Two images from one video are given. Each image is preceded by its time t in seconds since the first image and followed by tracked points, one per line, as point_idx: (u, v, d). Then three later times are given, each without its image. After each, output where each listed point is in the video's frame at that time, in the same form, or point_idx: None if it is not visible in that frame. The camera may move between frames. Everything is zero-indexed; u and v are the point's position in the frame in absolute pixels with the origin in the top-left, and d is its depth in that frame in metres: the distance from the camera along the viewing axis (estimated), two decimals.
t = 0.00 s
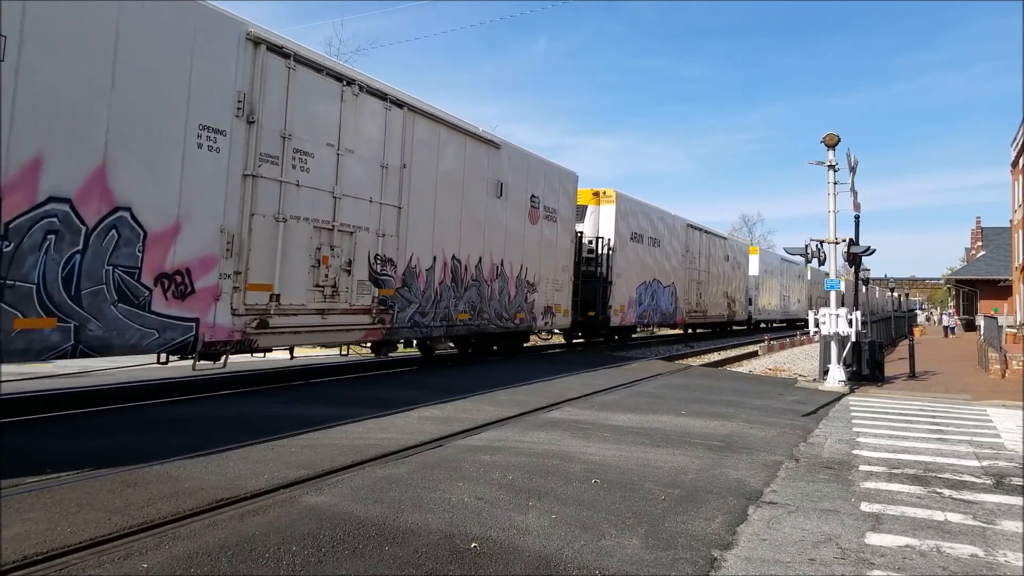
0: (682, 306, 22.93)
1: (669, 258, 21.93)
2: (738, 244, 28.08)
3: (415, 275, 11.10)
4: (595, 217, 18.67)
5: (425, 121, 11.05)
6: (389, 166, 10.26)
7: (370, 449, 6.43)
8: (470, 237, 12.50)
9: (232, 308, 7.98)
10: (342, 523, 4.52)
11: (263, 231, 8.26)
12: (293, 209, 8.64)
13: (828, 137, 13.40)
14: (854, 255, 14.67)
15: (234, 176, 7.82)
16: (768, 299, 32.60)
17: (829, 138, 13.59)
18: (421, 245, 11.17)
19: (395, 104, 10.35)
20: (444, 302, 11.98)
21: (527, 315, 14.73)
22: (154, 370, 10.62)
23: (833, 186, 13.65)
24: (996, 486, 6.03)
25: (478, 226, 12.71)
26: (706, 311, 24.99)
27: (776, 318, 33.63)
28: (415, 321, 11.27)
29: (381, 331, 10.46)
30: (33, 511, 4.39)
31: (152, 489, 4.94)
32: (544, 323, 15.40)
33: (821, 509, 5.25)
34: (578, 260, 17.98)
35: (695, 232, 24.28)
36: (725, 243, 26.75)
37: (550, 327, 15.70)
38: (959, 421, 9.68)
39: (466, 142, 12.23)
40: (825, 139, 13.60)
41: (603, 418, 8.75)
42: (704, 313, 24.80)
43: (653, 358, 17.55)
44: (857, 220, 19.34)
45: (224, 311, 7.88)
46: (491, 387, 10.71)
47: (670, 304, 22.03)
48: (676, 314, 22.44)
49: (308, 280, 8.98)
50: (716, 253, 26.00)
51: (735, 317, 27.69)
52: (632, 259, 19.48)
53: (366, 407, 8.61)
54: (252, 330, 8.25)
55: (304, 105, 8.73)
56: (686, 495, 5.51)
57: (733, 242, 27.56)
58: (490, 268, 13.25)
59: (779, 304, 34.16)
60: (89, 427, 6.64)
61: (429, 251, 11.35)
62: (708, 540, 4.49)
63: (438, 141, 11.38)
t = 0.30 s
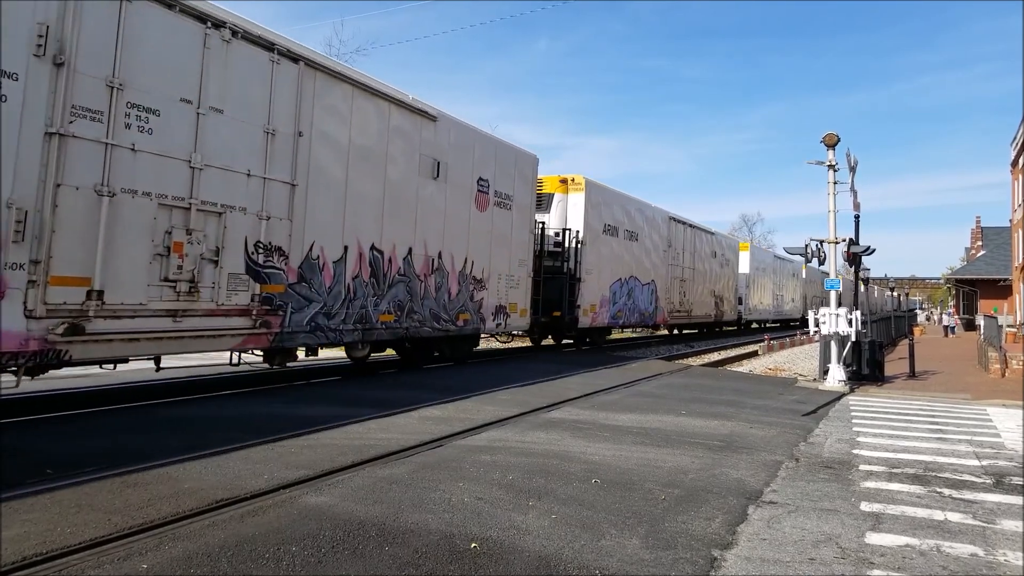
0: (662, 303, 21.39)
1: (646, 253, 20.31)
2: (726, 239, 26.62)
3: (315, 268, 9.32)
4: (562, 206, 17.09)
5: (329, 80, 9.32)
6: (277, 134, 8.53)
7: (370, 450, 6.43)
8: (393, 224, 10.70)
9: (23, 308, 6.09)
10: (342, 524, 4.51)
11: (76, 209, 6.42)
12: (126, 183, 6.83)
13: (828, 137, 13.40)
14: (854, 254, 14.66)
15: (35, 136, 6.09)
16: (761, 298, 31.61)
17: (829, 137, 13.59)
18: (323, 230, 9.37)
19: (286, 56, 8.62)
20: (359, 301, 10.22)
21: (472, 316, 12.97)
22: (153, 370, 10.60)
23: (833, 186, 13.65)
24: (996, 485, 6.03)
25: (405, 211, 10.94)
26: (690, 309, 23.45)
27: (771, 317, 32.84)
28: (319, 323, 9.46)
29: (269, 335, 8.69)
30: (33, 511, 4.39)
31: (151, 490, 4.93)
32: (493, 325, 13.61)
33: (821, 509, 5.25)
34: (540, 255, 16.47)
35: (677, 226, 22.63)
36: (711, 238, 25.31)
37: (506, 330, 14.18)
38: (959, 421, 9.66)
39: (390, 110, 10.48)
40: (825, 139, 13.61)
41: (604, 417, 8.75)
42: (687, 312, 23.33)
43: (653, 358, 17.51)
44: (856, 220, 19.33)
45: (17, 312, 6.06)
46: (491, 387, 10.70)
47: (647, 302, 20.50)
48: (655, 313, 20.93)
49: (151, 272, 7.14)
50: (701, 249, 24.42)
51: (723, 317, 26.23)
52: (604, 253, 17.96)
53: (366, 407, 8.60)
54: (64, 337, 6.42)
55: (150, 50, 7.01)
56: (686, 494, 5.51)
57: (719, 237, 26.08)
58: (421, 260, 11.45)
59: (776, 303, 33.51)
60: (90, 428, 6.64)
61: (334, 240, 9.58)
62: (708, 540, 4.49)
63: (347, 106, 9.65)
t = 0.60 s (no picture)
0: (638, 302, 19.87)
1: (621, 246, 18.90)
2: (713, 233, 25.21)
3: (164, 255, 7.36)
4: (523, 191, 15.49)
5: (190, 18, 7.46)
6: (101, 82, 6.60)
7: (370, 449, 6.43)
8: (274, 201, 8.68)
9: None
10: (343, 523, 4.51)
11: None
12: None
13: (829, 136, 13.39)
14: (855, 254, 14.65)
15: None
16: (755, 297, 30.55)
17: (830, 137, 13.57)
18: (178, 209, 7.47)
19: None
20: (233, 295, 8.20)
21: (398, 316, 11.04)
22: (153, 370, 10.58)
23: (834, 185, 13.65)
24: (996, 485, 6.03)
25: (301, 189, 9.07)
26: (672, 308, 21.97)
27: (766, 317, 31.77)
28: (170, 325, 7.46)
29: (93, 341, 6.65)
30: (33, 510, 4.38)
31: (151, 489, 4.93)
32: (425, 327, 11.73)
33: (821, 508, 5.25)
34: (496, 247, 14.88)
35: (658, 217, 21.06)
36: (697, 231, 23.88)
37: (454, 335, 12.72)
38: (960, 420, 9.65)
39: (278, 63, 8.66)
40: (825, 138, 13.60)
41: (604, 417, 8.74)
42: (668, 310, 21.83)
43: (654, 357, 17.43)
44: (857, 219, 19.31)
45: None
46: (491, 387, 10.63)
47: (622, 301, 19.01)
48: (631, 312, 19.42)
49: None
50: (684, 243, 22.92)
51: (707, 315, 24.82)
52: (572, 246, 16.56)
53: (367, 406, 8.60)
54: None
55: None
56: (686, 493, 5.51)
57: (706, 231, 24.61)
58: (322, 248, 9.48)
59: (772, 302, 32.79)
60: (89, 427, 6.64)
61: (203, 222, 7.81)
62: (708, 540, 4.49)
63: (212, 52, 7.73)
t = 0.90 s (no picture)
0: (612, 300, 18.35)
1: (590, 239, 17.38)
2: (696, 226, 23.80)
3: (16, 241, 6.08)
4: (473, 174, 13.92)
5: None
6: None
7: (370, 448, 6.43)
8: (95, 170, 6.64)
9: None
10: (343, 521, 4.51)
11: None
12: None
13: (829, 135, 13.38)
14: (855, 253, 14.64)
15: None
16: (746, 295, 29.43)
17: (831, 136, 13.56)
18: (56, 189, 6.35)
19: None
20: (27, 287, 6.20)
21: (290, 316, 9.16)
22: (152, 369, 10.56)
23: (834, 185, 13.64)
24: (997, 484, 6.02)
25: (141, 156, 7.07)
26: (650, 306, 20.45)
27: (757, 316, 30.69)
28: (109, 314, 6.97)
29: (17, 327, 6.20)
30: (33, 509, 4.39)
31: (151, 487, 4.93)
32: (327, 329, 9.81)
33: (821, 508, 5.24)
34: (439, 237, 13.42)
35: (633, 208, 19.53)
36: (680, 224, 22.55)
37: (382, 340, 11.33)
38: (960, 420, 9.64)
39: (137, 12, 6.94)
40: (825, 138, 13.59)
41: (603, 416, 8.72)
42: (644, 309, 20.33)
43: (654, 356, 17.37)
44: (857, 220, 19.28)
45: None
46: (491, 386, 10.58)
47: (592, 300, 17.56)
48: (602, 311, 17.98)
49: None
50: (664, 236, 21.39)
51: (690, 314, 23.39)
52: (532, 237, 15.12)
53: (366, 405, 8.60)
54: None
55: None
56: (686, 492, 5.51)
57: (689, 224, 23.19)
58: (176, 232, 7.53)
59: (765, 301, 32.03)
60: (90, 426, 6.63)
61: None
62: (707, 539, 4.49)
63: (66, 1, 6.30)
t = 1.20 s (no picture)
0: (574, 298, 16.82)
1: (551, 231, 15.84)
2: (676, 220, 22.54)
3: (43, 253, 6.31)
4: (404, 151, 12.20)
5: None
6: None
7: (371, 448, 6.43)
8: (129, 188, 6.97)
9: None
10: (343, 522, 4.51)
11: None
12: None
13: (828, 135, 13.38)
14: (855, 253, 14.64)
15: None
16: (734, 295, 28.34)
17: (830, 135, 13.56)
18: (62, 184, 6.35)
19: None
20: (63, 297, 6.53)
21: (124, 320, 7.06)
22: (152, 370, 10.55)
23: (833, 185, 13.64)
24: (997, 484, 6.02)
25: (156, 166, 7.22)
26: (624, 306, 19.12)
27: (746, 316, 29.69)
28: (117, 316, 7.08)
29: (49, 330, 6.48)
30: (33, 510, 4.39)
31: (152, 488, 4.93)
32: (180, 335, 7.67)
33: (821, 507, 5.25)
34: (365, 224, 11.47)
35: (602, 199, 18.11)
36: (658, 217, 21.20)
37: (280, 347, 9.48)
38: (960, 420, 9.63)
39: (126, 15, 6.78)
40: (824, 138, 13.59)
41: (603, 416, 8.72)
42: (617, 309, 18.87)
43: (653, 356, 17.36)
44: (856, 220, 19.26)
45: None
46: (491, 387, 10.57)
47: (553, 297, 16.02)
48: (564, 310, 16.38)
49: None
50: (640, 230, 20.05)
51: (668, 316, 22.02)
52: (480, 226, 13.49)
53: (366, 405, 8.61)
54: None
55: None
56: (686, 493, 5.51)
57: (668, 217, 21.86)
58: (44, 227, 6.26)
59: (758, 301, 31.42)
60: (90, 427, 6.62)
61: None
62: (708, 539, 4.49)
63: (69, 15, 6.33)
